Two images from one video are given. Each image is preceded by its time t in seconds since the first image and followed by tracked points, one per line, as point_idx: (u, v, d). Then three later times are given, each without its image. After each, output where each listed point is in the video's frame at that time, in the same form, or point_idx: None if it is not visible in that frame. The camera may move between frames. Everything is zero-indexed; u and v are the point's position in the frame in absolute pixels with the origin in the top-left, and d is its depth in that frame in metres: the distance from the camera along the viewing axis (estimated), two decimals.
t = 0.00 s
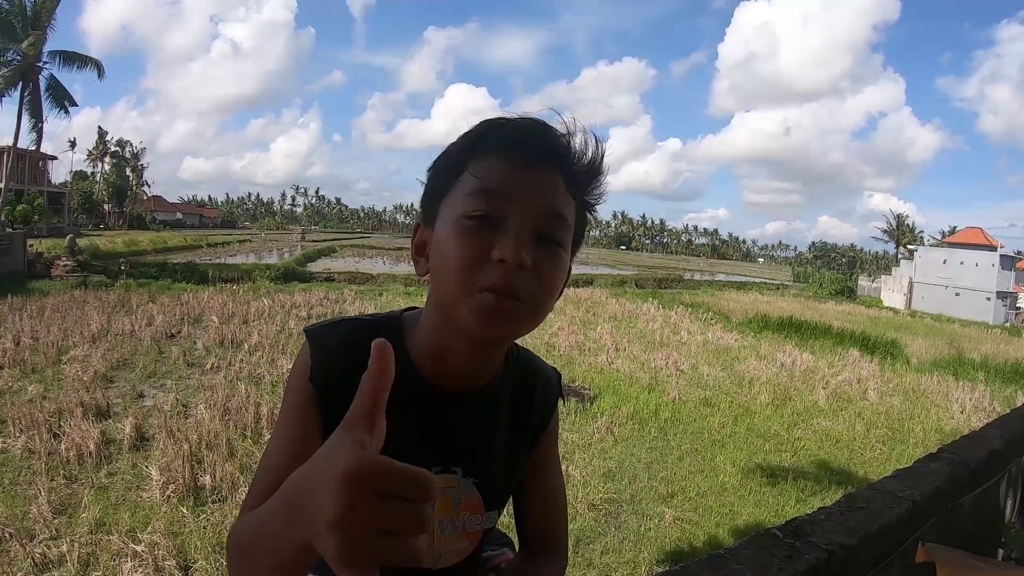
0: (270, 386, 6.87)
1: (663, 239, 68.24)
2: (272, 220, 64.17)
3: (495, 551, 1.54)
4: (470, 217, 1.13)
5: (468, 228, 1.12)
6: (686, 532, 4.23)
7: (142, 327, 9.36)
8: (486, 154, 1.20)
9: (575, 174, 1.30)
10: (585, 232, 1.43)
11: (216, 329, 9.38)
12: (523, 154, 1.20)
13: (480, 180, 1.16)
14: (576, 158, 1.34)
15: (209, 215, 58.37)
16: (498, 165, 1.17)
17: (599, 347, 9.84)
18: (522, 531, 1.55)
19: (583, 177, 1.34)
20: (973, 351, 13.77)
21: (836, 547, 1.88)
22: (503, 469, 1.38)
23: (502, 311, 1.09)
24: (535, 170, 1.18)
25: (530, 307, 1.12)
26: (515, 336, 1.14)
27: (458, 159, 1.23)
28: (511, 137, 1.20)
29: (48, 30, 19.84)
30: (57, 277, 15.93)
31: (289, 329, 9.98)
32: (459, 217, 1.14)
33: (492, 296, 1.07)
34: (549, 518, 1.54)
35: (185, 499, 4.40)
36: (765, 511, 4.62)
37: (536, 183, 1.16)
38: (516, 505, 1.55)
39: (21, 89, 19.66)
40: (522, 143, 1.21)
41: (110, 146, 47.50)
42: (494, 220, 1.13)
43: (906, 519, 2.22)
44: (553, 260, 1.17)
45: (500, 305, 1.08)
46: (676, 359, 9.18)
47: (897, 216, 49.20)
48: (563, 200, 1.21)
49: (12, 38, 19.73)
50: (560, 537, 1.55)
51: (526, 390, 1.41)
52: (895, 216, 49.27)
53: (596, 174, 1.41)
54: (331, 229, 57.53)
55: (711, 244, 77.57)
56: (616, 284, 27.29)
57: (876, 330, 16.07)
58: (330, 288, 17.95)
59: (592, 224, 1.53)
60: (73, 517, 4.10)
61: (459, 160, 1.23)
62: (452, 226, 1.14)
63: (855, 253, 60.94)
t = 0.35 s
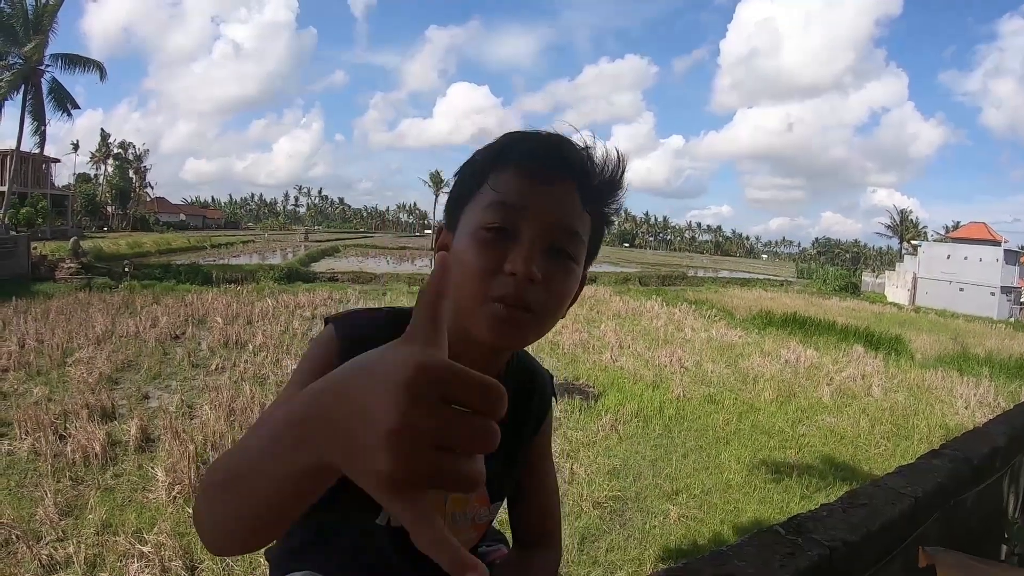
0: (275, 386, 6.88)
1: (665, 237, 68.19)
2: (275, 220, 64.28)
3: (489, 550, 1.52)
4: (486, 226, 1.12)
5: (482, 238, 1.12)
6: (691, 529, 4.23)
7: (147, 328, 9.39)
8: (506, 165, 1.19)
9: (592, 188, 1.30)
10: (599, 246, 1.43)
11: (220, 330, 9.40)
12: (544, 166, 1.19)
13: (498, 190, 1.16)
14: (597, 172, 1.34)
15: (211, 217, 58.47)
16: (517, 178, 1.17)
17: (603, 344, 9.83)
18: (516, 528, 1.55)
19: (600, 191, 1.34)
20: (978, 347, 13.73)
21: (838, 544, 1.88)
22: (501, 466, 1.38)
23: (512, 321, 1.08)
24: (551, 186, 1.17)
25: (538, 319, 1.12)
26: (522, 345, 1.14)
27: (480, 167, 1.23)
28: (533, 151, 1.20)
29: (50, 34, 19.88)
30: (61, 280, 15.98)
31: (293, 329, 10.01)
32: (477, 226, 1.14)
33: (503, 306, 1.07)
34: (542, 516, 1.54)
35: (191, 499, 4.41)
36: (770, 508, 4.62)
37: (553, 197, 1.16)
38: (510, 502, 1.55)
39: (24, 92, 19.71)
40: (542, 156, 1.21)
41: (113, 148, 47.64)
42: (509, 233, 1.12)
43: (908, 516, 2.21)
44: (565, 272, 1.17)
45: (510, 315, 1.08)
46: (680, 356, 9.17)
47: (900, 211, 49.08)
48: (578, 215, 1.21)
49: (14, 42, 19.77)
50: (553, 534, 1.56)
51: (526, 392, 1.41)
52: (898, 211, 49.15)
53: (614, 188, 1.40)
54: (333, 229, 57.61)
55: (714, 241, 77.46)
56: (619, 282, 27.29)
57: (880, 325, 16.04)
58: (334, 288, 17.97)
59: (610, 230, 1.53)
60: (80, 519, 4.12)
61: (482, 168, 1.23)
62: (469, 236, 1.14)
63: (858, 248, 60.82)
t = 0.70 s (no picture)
0: (277, 382, 6.89)
1: (665, 231, 68.14)
2: (275, 217, 64.23)
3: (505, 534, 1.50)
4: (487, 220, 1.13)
5: (485, 231, 1.12)
6: (693, 521, 4.24)
7: (149, 326, 9.40)
8: (504, 156, 1.19)
9: (590, 176, 1.29)
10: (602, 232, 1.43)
11: (222, 327, 9.40)
12: (541, 156, 1.18)
13: (496, 185, 1.16)
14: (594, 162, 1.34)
15: (211, 214, 58.42)
16: (513, 171, 1.16)
17: (604, 338, 9.83)
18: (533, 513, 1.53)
19: (599, 178, 1.33)
20: (979, 338, 13.73)
21: (840, 531, 1.88)
22: (514, 454, 1.38)
23: (517, 312, 1.11)
24: (549, 178, 1.17)
25: (543, 309, 1.14)
26: (528, 334, 1.16)
27: (477, 159, 1.22)
28: (530, 139, 1.20)
29: (48, 33, 19.82)
30: (62, 279, 15.98)
31: (295, 325, 10.02)
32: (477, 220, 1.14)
33: (507, 297, 1.09)
34: (559, 504, 1.52)
35: (195, 496, 4.42)
36: (772, 500, 4.63)
37: (551, 190, 1.16)
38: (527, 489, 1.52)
39: (23, 91, 19.66)
40: (537, 147, 1.20)
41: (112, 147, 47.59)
42: (509, 227, 1.13)
43: (909, 504, 2.21)
44: (567, 263, 1.17)
45: (514, 306, 1.10)
46: (681, 349, 9.18)
47: (900, 203, 49.02)
48: (579, 203, 1.21)
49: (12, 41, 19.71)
50: (569, 523, 1.52)
51: (539, 380, 1.40)
52: (898, 203, 49.10)
53: (613, 173, 1.39)
54: (333, 226, 57.54)
55: (715, 235, 77.40)
56: (619, 275, 27.27)
57: (881, 317, 16.04)
58: (334, 284, 17.98)
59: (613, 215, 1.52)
60: (84, 517, 4.13)
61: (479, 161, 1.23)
62: (470, 230, 1.15)
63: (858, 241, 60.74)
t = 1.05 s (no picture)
0: (273, 372, 6.89)
1: (661, 222, 68.14)
2: (270, 206, 63.89)
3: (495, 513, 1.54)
4: (488, 262, 1.08)
5: (485, 272, 1.09)
6: (687, 510, 4.27)
7: (144, 317, 9.37)
8: (512, 189, 1.10)
9: (597, 194, 1.22)
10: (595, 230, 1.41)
11: (217, 317, 9.38)
12: (551, 198, 1.11)
13: (500, 228, 1.08)
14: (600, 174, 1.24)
15: (206, 205, 58.15)
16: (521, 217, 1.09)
17: (599, 328, 9.85)
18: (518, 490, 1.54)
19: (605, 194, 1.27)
20: (973, 331, 13.78)
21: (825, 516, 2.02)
22: (504, 436, 1.40)
23: (507, 347, 1.15)
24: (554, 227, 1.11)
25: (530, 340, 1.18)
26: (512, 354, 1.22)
27: (480, 182, 1.12)
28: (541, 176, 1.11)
29: (42, 23, 19.63)
30: (57, 270, 15.90)
31: (291, 314, 10.00)
32: (479, 257, 1.09)
33: (498, 340, 1.13)
34: (541, 477, 1.53)
35: (192, 485, 4.42)
36: (765, 489, 4.66)
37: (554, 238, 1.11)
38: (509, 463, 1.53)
39: (16, 81, 19.48)
40: (546, 188, 1.11)
41: (106, 136, 47.24)
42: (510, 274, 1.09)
43: (894, 490, 2.34)
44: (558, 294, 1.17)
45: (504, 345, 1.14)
46: (676, 339, 9.19)
47: (895, 196, 49.13)
48: (578, 238, 1.18)
49: (5, 31, 19.50)
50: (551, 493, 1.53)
51: (521, 360, 1.41)
52: (893, 196, 49.20)
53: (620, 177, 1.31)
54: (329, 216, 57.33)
55: (710, 227, 77.47)
56: (615, 266, 27.29)
57: (875, 309, 16.11)
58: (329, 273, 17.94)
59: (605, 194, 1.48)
60: (83, 507, 4.13)
61: (482, 177, 1.12)
62: (467, 263, 1.10)
63: (853, 233, 60.89)
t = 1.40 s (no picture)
0: (259, 355, 6.87)
1: (648, 211, 68.31)
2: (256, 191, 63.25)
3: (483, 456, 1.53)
4: (431, 262, 1.09)
5: (429, 272, 1.10)
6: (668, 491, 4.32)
7: (130, 300, 9.29)
8: (442, 187, 1.07)
9: (533, 159, 1.18)
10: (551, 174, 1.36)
11: (203, 301, 9.31)
12: (482, 187, 1.07)
13: (444, 230, 1.06)
14: (534, 141, 1.20)
15: (191, 188, 57.43)
16: (461, 215, 1.07)
17: (582, 313, 9.89)
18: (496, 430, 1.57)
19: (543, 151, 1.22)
20: (951, 322, 14.02)
21: (790, 479, 1.98)
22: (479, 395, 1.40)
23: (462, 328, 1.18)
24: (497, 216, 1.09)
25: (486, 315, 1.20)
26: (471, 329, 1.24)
27: (415, 181, 1.09)
28: (467, 169, 1.07)
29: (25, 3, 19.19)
30: (40, 254, 15.68)
31: (277, 298, 9.96)
32: (422, 258, 1.10)
33: (452, 327, 1.16)
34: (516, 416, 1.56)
35: (181, 467, 4.41)
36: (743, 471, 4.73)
37: (492, 229, 1.09)
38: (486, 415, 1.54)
39: None
40: (484, 178, 1.08)
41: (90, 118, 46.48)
42: (461, 271, 1.10)
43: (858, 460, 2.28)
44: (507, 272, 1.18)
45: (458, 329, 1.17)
46: (658, 325, 9.25)
47: (879, 188, 49.65)
48: (522, 211, 1.15)
49: None
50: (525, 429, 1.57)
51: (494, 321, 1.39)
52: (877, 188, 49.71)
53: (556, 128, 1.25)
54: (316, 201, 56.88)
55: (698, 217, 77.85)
56: (601, 253, 27.36)
57: (856, 299, 16.33)
58: (315, 257, 17.85)
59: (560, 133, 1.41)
60: (72, 490, 4.11)
61: (410, 175, 1.09)
62: (411, 264, 1.12)
63: (837, 224, 61.47)
